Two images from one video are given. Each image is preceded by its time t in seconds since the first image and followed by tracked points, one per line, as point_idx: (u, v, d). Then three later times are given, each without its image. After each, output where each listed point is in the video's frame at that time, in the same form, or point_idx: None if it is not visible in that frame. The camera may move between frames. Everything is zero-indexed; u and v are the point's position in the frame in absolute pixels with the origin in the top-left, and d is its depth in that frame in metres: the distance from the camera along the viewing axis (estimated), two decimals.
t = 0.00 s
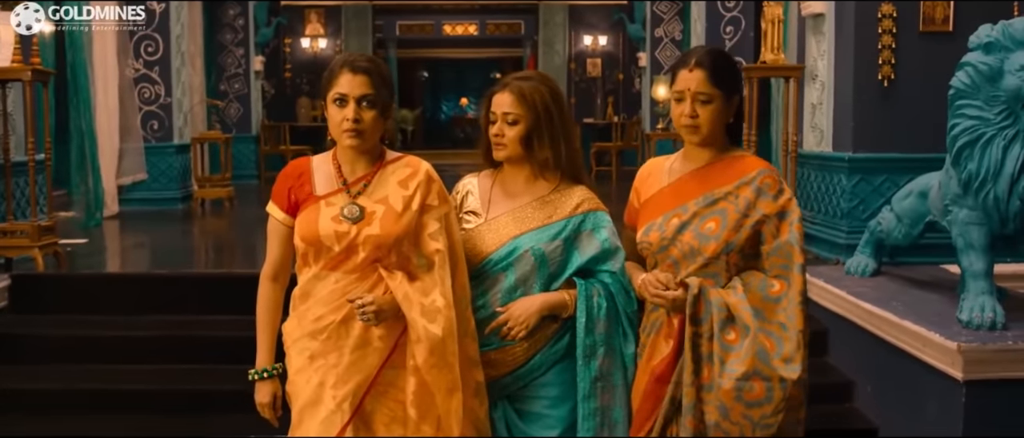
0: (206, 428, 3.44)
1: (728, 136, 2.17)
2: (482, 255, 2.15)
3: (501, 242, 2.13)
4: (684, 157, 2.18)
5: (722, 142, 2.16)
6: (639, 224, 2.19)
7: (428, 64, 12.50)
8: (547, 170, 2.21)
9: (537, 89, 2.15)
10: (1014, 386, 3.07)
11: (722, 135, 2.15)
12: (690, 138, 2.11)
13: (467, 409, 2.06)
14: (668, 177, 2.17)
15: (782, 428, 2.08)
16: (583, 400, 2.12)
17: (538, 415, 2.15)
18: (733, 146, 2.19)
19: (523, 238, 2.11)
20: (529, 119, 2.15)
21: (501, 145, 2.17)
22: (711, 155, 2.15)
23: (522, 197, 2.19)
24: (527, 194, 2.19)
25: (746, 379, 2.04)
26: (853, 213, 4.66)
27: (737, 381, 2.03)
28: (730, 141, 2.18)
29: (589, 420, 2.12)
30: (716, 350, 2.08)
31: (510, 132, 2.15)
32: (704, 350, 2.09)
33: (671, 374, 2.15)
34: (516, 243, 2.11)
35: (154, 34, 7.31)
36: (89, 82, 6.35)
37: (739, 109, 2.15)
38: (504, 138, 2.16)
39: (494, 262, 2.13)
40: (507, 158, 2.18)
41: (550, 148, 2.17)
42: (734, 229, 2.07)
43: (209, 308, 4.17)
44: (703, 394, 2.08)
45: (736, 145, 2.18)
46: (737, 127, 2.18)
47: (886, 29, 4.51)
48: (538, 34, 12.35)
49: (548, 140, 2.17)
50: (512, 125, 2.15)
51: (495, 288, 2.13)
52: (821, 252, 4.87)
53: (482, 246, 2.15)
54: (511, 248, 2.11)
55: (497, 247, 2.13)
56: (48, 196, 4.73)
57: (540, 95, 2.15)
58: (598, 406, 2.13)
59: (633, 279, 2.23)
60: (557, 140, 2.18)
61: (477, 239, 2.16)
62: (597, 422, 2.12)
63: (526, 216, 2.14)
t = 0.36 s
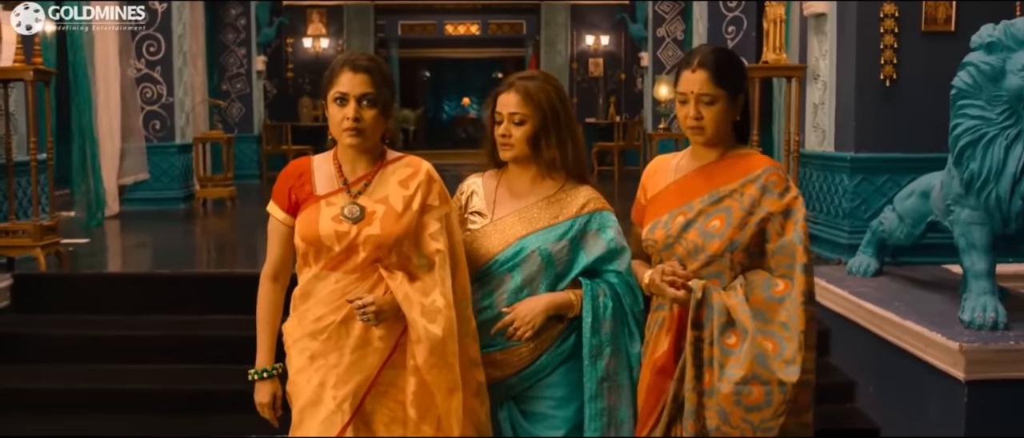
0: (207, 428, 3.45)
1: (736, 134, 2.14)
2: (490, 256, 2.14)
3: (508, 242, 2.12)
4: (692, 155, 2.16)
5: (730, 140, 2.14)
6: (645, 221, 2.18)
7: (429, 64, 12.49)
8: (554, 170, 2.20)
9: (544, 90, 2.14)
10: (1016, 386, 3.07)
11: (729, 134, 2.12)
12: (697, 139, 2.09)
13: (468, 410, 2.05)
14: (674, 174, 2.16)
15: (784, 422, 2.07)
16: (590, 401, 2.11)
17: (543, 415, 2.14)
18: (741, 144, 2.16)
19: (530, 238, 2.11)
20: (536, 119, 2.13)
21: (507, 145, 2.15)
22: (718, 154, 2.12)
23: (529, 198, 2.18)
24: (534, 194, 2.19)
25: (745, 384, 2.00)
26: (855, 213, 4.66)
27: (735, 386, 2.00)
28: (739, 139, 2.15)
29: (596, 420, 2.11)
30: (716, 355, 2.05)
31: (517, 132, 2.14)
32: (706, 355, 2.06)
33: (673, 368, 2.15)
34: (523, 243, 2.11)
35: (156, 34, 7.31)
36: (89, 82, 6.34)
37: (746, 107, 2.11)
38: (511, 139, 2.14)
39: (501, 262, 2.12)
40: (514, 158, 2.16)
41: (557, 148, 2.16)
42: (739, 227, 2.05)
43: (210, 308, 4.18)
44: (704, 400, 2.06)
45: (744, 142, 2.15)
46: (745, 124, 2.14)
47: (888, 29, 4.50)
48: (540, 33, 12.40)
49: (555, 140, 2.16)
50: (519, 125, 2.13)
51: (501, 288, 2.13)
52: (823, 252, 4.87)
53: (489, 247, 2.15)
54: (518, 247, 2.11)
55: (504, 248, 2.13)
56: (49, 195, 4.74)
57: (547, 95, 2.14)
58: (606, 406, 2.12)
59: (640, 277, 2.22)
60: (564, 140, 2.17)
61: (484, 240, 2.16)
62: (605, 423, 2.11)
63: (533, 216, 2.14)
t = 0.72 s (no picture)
0: (208, 428, 3.45)
1: (737, 135, 2.14)
2: (493, 256, 2.14)
3: (513, 241, 2.12)
4: (693, 155, 2.15)
5: (730, 140, 2.13)
6: (647, 221, 2.18)
7: (430, 64, 12.36)
8: (557, 170, 2.20)
9: (548, 91, 2.14)
10: (1017, 387, 3.07)
11: (729, 134, 2.11)
12: (696, 141, 2.09)
13: (467, 410, 2.05)
14: (675, 174, 2.15)
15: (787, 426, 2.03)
16: (591, 401, 2.11)
17: (546, 415, 2.14)
18: (742, 144, 2.16)
19: (534, 238, 2.11)
20: (540, 119, 2.14)
21: (512, 145, 2.15)
22: (718, 155, 2.12)
23: (533, 197, 2.18)
24: (538, 193, 2.18)
25: (747, 387, 2.00)
26: (856, 213, 4.66)
27: (738, 390, 2.00)
28: (740, 140, 2.15)
29: (596, 420, 2.11)
30: (717, 359, 2.05)
31: (521, 132, 2.13)
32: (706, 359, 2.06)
33: (673, 370, 2.12)
34: (527, 242, 2.11)
35: (157, 34, 7.31)
36: (90, 82, 6.35)
37: (746, 107, 2.11)
38: (516, 139, 2.14)
39: (505, 262, 2.12)
40: (518, 159, 2.16)
41: (562, 148, 2.17)
42: (739, 229, 2.04)
43: (210, 308, 4.18)
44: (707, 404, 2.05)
45: (745, 144, 2.15)
46: (746, 125, 2.13)
47: (890, 29, 4.50)
48: (541, 34, 12.42)
49: (559, 140, 2.16)
50: (524, 125, 2.13)
51: (505, 288, 2.14)
52: (824, 252, 4.87)
53: (493, 246, 2.14)
54: (522, 246, 2.11)
55: (509, 246, 2.12)
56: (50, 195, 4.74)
57: (551, 96, 2.14)
58: (606, 406, 2.12)
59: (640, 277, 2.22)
60: (569, 140, 2.17)
61: (487, 239, 2.15)
62: (605, 423, 2.11)
63: (537, 216, 2.14)
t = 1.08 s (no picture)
0: (207, 428, 3.45)
1: (734, 135, 2.12)
2: (493, 254, 2.14)
3: (513, 239, 2.12)
4: (689, 155, 2.14)
5: (727, 142, 2.11)
6: (643, 222, 2.16)
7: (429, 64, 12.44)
8: (558, 168, 2.20)
9: (550, 90, 2.15)
10: (1016, 387, 3.07)
11: (726, 136, 2.09)
12: (692, 143, 2.07)
13: (464, 410, 2.05)
14: (672, 176, 2.14)
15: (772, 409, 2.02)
16: (586, 401, 2.10)
17: (547, 416, 2.14)
18: (739, 145, 2.14)
19: (534, 236, 2.11)
20: (544, 117, 2.13)
21: (514, 144, 2.14)
22: (715, 156, 2.10)
23: (534, 195, 2.18)
24: (539, 191, 2.18)
25: (733, 364, 1.96)
26: (855, 214, 4.65)
27: (724, 365, 1.96)
28: (737, 140, 2.13)
29: (592, 421, 2.10)
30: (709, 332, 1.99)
31: (525, 130, 2.13)
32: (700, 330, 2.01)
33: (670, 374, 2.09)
34: (527, 240, 2.11)
35: (156, 33, 7.31)
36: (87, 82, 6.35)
37: (742, 108, 2.08)
38: (518, 138, 2.13)
39: (505, 260, 2.12)
40: (520, 157, 2.16)
41: (563, 146, 2.17)
42: (735, 230, 2.02)
43: (209, 308, 4.18)
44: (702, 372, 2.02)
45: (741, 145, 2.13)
46: (743, 125, 2.11)
47: (888, 29, 4.50)
48: (540, 34, 12.37)
49: (562, 138, 2.17)
50: (528, 124, 2.13)
51: (504, 285, 2.13)
52: (822, 252, 4.87)
53: (493, 245, 2.14)
54: (523, 244, 2.11)
55: (509, 244, 2.12)
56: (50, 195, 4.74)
57: (553, 95, 2.14)
58: (602, 407, 2.11)
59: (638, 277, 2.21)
60: (571, 139, 2.18)
61: (487, 238, 2.15)
62: (601, 423, 2.10)
63: (537, 214, 2.14)
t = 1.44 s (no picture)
0: (208, 428, 3.45)
1: (730, 136, 2.12)
2: (489, 254, 2.14)
3: (508, 239, 2.12)
4: (685, 156, 2.14)
5: (723, 142, 2.11)
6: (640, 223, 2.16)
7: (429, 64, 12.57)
8: (556, 168, 2.20)
9: (555, 90, 2.15)
10: (1017, 387, 3.07)
11: (722, 137, 2.10)
12: (688, 142, 2.06)
13: (461, 409, 2.05)
14: (669, 177, 2.13)
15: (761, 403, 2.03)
16: (581, 401, 2.10)
17: (545, 416, 2.14)
18: (735, 146, 2.14)
19: (530, 235, 2.11)
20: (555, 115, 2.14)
21: (526, 141, 2.13)
22: (711, 156, 2.10)
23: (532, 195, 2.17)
24: (538, 191, 2.18)
25: (722, 358, 1.95)
26: (854, 214, 4.66)
27: (712, 359, 1.95)
28: (732, 140, 2.13)
29: (588, 420, 2.10)
30: (699, 327, 1.99)
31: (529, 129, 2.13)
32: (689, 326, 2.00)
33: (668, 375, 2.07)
34: (522, 240, 2.11)
35: (156, 33, 7.31)
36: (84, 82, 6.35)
37: (738, 107, 2.09)
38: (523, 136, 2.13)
39: (501, 259, 2.12)
40: (529, 154, 2.15)
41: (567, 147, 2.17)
42: (733, 231, 2.02)
43: (210, 307, 4.18)
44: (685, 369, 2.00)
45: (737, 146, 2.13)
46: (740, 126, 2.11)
47: (888, 29, 4.50)
48: (540, 34, 12.36)
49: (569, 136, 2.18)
50: (542, 122, 2.13)
51: (502, 284, 2.13)
52: (823, 252, 4.87)
53: (489, 245, 2.14)
54: (519, 243, 2.11)
55: (506, 244, 2.12)
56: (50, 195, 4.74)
57: (558, 94, 2.14)
58: (598, 406, 2.11)
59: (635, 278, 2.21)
60: (572, 140, 2.18)
61: (484, 238, 2.15)
62: (597, 423, 2.10)
63: (533, 214, 2.14)
